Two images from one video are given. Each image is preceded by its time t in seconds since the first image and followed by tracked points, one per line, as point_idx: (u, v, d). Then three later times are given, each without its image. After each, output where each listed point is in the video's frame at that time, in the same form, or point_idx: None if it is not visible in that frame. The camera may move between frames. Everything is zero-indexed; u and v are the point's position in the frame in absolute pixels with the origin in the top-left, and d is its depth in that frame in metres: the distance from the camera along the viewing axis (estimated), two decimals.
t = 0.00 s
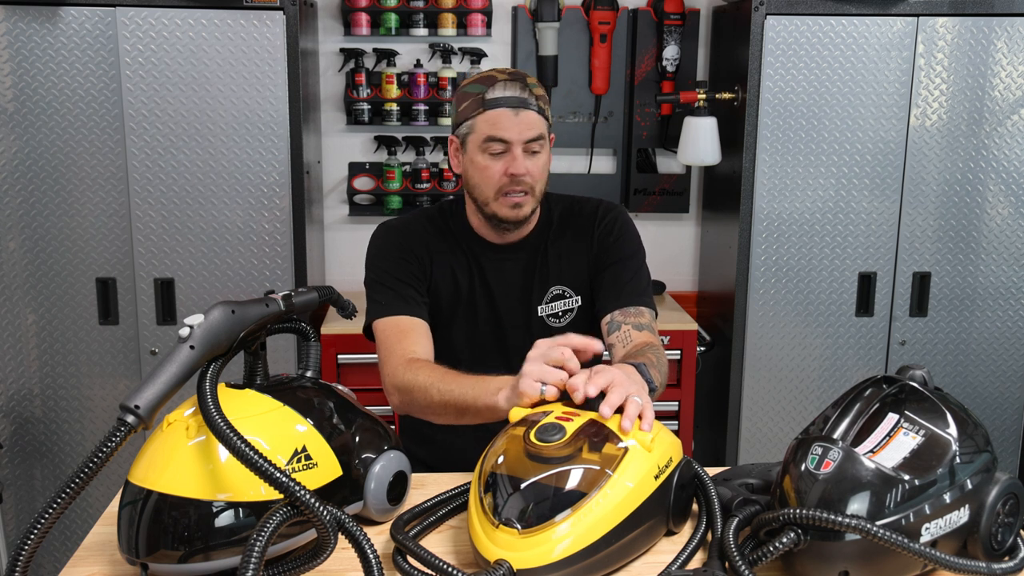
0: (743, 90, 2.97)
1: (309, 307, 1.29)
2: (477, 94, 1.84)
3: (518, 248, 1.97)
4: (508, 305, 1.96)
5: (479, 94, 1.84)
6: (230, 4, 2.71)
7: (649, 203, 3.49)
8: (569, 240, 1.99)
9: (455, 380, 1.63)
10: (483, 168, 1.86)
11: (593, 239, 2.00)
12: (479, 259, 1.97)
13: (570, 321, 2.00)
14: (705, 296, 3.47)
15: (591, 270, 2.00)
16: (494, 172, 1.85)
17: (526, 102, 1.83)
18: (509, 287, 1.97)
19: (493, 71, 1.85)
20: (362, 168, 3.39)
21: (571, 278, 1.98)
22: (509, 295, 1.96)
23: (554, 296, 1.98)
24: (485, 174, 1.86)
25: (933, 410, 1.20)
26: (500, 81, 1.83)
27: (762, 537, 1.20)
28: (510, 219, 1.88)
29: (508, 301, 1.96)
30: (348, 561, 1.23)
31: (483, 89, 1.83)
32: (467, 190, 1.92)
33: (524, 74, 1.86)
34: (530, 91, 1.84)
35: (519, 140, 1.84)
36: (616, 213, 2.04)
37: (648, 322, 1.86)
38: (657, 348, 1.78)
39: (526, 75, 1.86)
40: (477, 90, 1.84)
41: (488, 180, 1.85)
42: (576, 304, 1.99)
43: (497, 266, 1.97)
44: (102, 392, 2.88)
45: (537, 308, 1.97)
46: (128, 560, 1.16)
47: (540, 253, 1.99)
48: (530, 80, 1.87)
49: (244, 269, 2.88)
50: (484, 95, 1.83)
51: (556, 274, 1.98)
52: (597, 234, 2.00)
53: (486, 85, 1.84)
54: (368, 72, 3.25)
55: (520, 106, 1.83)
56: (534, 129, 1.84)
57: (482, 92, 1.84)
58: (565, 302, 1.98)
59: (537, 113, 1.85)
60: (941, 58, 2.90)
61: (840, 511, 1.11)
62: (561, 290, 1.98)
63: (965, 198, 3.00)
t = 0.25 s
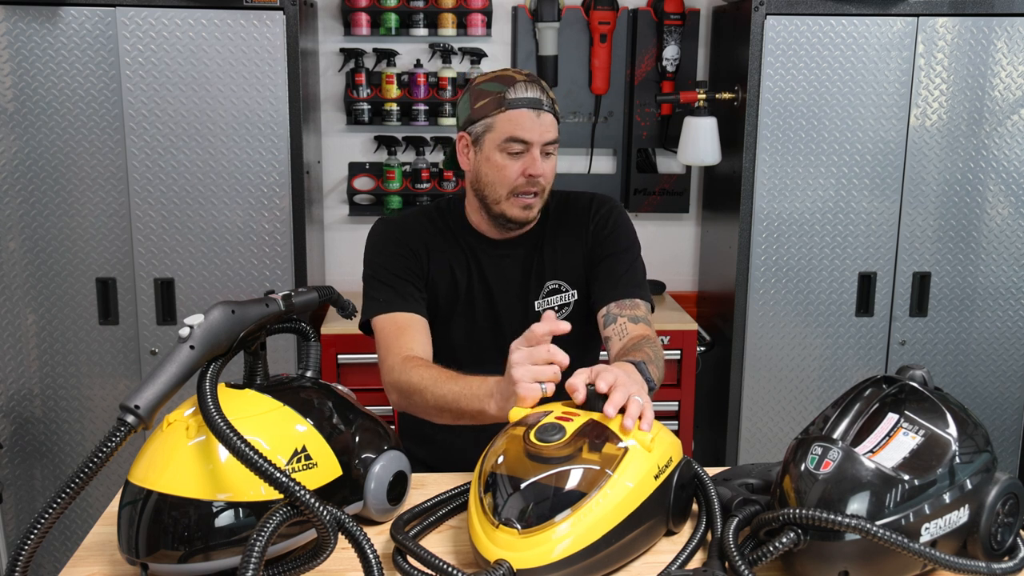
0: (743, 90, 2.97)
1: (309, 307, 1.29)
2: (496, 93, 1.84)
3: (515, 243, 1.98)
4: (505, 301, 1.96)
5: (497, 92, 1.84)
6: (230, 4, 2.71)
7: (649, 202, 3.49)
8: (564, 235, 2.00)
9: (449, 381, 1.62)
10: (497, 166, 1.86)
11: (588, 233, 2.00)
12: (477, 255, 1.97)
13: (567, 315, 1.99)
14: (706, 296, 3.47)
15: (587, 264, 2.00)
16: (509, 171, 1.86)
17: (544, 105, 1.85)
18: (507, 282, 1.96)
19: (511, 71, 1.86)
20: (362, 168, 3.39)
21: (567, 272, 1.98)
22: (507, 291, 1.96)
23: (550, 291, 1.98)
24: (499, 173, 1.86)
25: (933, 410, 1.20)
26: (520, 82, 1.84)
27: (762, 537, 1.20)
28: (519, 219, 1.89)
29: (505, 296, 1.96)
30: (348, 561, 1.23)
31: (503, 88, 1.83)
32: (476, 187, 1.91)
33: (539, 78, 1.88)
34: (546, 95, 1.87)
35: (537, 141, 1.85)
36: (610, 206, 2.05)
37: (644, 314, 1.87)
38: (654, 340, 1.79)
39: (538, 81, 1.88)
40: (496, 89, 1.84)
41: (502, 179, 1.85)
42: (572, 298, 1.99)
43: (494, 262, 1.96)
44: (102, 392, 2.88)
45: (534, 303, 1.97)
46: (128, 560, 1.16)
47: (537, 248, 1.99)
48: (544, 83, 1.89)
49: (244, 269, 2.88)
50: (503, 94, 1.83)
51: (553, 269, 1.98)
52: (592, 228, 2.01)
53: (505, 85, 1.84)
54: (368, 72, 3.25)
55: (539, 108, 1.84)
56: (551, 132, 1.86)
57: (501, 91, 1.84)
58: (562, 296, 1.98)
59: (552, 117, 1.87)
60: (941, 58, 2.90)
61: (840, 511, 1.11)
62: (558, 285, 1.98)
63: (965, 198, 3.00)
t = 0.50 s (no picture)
0: (743, 90, 2.97)
1: (309, 307, 1.28)
2: (490, 96, 1.85)
3: (516, 250, 1.97)
4: (506, 309, 1.96)
5: (491, 95, 1.85)
6: (230, 4, 2.71)
7: (649, 203, 3.49)
8: (567, 246, 1.99)
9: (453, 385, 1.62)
10: (493, 168, 1.86)
11: (592, 245, 2.00)
12: (477, 261, 1.96)
13: (569, 325, 2.00)
14: (706, 296, 3.47)
15: (590, 276, 2.00)
16: (505, 174, 1.85)
17: (538, 106, 1.85)
18: (508, 290, 1.96)
19: (504, 73, 1.86)
20: (362, 168, 3.39)
21: (569, 283, 1.98)
22: (508, 299, 1.96)
23: (551, 301, 1.98)
24: (495, 176, 1.86)
25: (933, 410, 1.20)
26: (513, 84, 1.84)
27: (762, 537, 1.20)
28: (517, 220, 1.88)
29: (506, 304, 1.97)
30: (348, 561, 1.23)
31: (496, 91, 1.84)
32: (474, 191, 1.91)
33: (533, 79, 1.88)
34: (541, 95, 1.87)
35: (532, 143, 1.85)
36: (614, 218, 2.04)
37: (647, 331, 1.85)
38: (655, 356, 1.77)
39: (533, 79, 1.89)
40: (490, 92, 1.85)
41: (499, 181, 1.85)
42: (573, 309, 1.99)
43: (495, 269, 1.96)
44: (102, 392, 2.88)
45: (535, 312, 1.97)
46: (128, 560, 1.16)
47: (538, 257, 1.99)
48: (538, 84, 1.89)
49: (244, 269, 2.88)
50: (497, 97, 1.84)
51: (554, 278, 1.98)
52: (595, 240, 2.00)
53: (499, 87, 1.84)
54: (368, 72, 3.25)
55: (533, 109, 1.84)
56: (546, 133, 1.86)
57: (495, 93, 1.84)
58: (564, 306, 1.98)
59: (547, 118, 1.87)
60: (941, 58, 2.90)
61: (840, 511, 1.11)
62: (560, 295, 1.98)
63: (965, 198, 3.00)
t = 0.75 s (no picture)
0: (743, 90, 2.97)
1: (309, 307, 1.28)
2: (483, 91, 1.85)
3: (515, 245, 1.97)
4: (506, 300, 1.96)
5: (485, 90, 1.85)
6: (230, 4, 2.71)
7: (649, 202, 3.49)
8: (567, 238, 1.99)
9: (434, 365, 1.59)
10: (485, 163, 1.86)
11: (591, 236, 2.00)
12: (477, 256, 1.96)
13: (570, 316, 2.00)
14: (706, 296, 3.47)
15: (591, 268, 2.00)
16: (497, 167, 1.86)
17: (531, 100, 1.85)
18: (508, 283, 1.96)
19: (498, 69, 1.87)
20: (362, 168, 3.39)
21: (570, 275, 1.98)
22: (508, 291, 1.96)
23: (553, 292, 1.98)
24: (487, 169, 1.86)
25: (933, 410, 1.20)
26: (506, 79, 1.84)
27: (762, 537, 1.20)
28: (511, 214, 1.88)
29: (507, 297, 1.96)
30: (348, 561, 1.23)
31: (489, 86, 1.84)
32: (469, 185, 1.92)
33: (529, 74, 1.88)
34: (535, 90, 1.87)
35: (523, 137, 1.85)
36: (610, 208, 2.04)
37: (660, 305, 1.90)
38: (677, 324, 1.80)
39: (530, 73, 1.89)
40: (483, 87, 1.85)
41: (491, 174, 1.86)
42: (575, 299, 1.99)
43: (495, 263, 1.96)
44: (102, 392, 2.88)
45: (537, 305, 1.97)
46: (128, 560, 1.17)
47: (538, 250, 1.98)
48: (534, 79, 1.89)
49: (244, 269, 2.88)
50: (490, 91, 1.84)
51: (555, 271, 1.97)
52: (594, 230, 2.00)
53: (493, 83, 1.85)
54: (368, 72, 3.25)
55: (524, 103, 1.85)
56: (538, 127, 1.86)
57: (488, 88, 1.85)
58: (565, 298, 1.99)
59: (540, 112, 1.87)
60: (941, 58, 2.90)
61: (840, 511, 1.11)
62: (562, 287, 1.98)
63: (965, 198, 3.00)
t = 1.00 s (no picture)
0: (743, 90, 2.98)
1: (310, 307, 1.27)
2: (477, 90, 1.86)
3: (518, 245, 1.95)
4: (507, 301, 1.93)
5: (479, 89, 1.85)
6: (230, 4, 2.71)
7: (649, 203, 3.49)
8: (572, 237, 1.97)
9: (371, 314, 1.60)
10: (470, 163, 1.86)
11: (598, 235, 1.97)
12: (477, 253, 1.95)
13: (574, 320, 1.94)
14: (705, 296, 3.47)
15: (598, 269, 1.96)
16: (480, 167, 1.85)
17: (520, 103, 1.83)
18: (509, 281, 1.94)
19: (498, 69, 1.86)
20: (362, 168, 3.39)
21: (574, 276, 1.95)
22: (509, 289, 1.93)
23: (556, 294, 1.94)
24: (471, 168, 1.86)
25: (933, 411, 1.20)
26: (500, 80, 1.84)
27: (762, 537, 1.20)
28: (492, 215, 1.87)
29: (508, 296, 1.93)
30: (348, 561, 1.23)
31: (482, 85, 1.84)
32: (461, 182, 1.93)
33: (528, 75, 1.86)
34: (528, 92, 1.84)
35: (507, 140, 1.83)
36: (620, 208, 2.02)
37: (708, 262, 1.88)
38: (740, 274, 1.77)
39: (532, 74, 1.87)
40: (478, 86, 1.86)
41: (473, 174, 1.86)
42: (579, 303, 1.94)
43: (496, 261, 1.94)
44: (102, 392, 2.88)
45: (539, 306, 1.93)
46: (128, 560, 1.16)
47: (542, 251, 1.96)
48: (534, 82, 1.87)
49: (244, 269, 2.88)
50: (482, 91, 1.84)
51: (559, 272, 1.95)
52: (602, 230, 1.98)
53: (487, 82, 1.85)
54: (368, 72, 3.25)
55: (512, 106, 1.83)
56: (524, 131, 1.84)
57: (482, 88, 1.85)
58: (569, 301, 1.94)
59: (530, 115, 1.84)
60: (941, 58, 2.90)
61: (840, 511, 1.11)
62: (565, 289, 1.94)
63: (965, 198, 3.00)
